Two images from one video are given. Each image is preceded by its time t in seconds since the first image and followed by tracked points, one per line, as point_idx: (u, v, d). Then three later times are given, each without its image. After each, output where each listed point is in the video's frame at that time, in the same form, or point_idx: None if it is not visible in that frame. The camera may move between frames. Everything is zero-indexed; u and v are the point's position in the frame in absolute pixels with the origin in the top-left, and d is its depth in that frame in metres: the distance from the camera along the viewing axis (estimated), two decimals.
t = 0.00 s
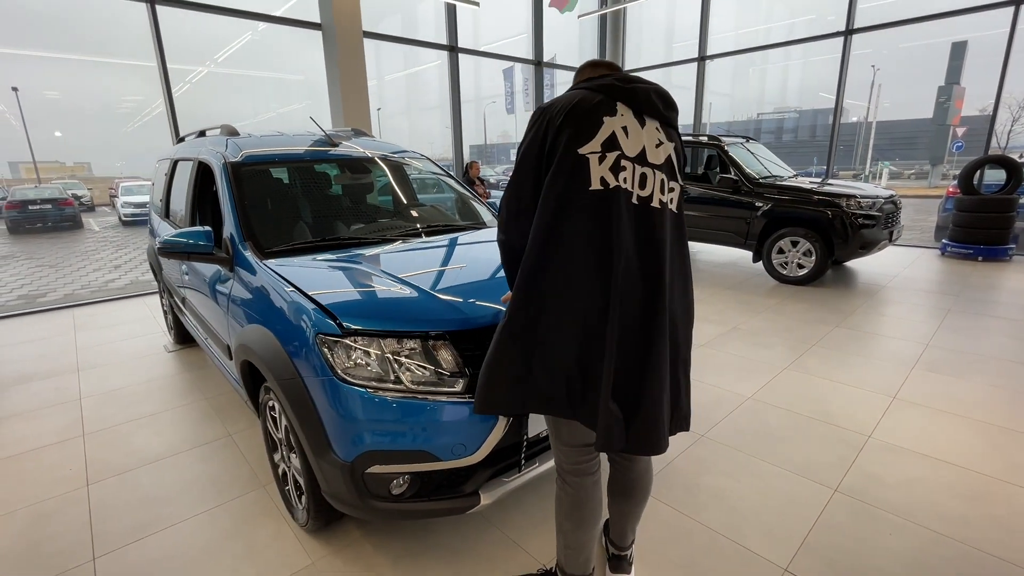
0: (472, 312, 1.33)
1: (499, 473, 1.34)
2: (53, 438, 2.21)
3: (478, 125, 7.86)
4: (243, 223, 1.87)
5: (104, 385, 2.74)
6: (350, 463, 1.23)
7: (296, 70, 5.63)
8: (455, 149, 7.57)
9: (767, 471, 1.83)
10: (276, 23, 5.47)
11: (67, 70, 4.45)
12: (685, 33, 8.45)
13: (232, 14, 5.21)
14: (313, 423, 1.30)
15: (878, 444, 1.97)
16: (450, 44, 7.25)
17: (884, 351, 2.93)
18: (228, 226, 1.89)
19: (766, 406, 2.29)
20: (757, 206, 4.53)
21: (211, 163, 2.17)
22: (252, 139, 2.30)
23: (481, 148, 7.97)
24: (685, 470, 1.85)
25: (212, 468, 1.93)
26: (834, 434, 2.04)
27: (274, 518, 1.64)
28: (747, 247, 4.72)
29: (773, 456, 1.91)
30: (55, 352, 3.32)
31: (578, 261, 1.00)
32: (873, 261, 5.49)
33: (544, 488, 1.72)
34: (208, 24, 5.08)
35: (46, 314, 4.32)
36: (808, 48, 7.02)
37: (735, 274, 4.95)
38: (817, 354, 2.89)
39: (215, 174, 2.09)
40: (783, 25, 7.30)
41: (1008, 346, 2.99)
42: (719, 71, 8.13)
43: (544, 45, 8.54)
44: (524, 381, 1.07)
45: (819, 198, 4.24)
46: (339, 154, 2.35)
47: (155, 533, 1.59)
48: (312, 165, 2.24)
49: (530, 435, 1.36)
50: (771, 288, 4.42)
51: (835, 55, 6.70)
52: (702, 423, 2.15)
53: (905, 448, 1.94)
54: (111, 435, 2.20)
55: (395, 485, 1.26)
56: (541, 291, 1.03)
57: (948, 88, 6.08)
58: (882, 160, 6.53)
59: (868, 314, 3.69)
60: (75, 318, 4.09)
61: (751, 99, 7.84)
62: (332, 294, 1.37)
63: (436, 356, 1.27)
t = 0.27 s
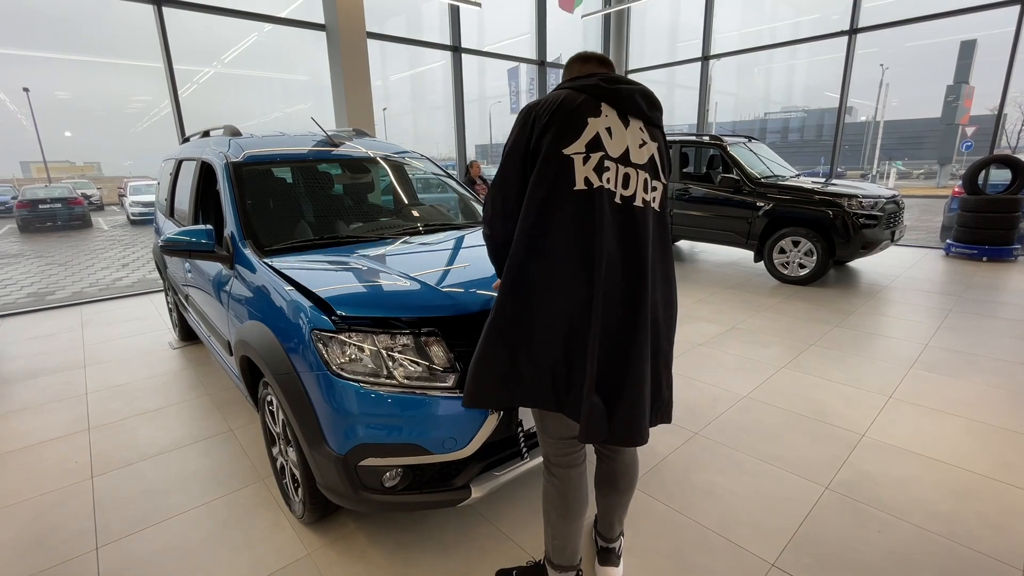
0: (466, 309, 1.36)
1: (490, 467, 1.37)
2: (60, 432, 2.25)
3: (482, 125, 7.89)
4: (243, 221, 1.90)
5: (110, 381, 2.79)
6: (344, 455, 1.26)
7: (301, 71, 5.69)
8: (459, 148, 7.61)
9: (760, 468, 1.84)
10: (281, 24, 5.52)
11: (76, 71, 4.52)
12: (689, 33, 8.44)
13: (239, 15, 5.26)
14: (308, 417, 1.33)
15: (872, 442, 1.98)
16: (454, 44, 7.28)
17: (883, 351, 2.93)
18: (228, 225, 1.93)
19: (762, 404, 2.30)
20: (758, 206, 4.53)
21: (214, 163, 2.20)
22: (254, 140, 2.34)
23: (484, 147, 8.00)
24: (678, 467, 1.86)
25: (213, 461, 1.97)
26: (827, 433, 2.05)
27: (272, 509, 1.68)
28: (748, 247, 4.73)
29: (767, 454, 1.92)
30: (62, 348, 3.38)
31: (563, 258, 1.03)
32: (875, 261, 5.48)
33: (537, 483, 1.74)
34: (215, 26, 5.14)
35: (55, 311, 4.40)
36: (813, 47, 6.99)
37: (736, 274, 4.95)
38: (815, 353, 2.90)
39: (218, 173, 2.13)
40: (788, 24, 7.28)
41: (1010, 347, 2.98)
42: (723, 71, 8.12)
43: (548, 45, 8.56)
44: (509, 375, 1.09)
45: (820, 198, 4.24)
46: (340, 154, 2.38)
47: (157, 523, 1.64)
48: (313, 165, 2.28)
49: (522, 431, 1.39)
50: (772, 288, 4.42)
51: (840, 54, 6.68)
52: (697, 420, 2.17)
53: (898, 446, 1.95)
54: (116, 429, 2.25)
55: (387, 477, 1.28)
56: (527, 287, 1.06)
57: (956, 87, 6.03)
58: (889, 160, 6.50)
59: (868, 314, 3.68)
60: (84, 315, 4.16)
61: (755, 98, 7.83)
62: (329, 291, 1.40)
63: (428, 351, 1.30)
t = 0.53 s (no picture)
0: (463, 307, 1.38)
1: (485, 462, 1.39)
2: (68, 425, 2.30)
3: (487, 125, 7.92)
4: (247, 220, 1.94)
5: (118, 376, 2.84)
6: (341, 449, 1.29)
7: (308, 71, 5.74)
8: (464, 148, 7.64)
9: (755, 466, 1.85)
10: (289, 25, 5.57)
11: (87, 71, 4.59)
12: (695, 32, 8.42)
13: (247, 16, 5.32)
14: (308, 412, 1.36)
15: (868, 441, 1.99)
16: (459, 44, 7.30)
17: (884, 352, 2.92)
18: (233, 223, 1.96)
19: (761, 404, 2.30)
20: (762, 206, 4.53)
21: (219, 163, 2.24)
22: (260, 140, 2.38)
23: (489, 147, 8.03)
24: (673, 464, 1.88)
25: (216, 455, 2.01)
26: (824, 432, 2.06)
27: (273, 502, 1.72)
28: (751, 247, 4.72)
29: (763, 453, 1.93)
30: (72, 344, 3.44)
31: (553, 258, 1.05)
32: (881, 261, 5.45)
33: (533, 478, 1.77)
34: (223, 27, 5.20)
35: (66, 308, 4.48)
36: (820, 46, 6.95)
37: (740, 274, 4.95)
38: (816, 353, 2.90)
39: (223, 173, 2.16)
40: (795, 23, 7.24)
41: (1015, 348, 2.95)
42: (730, 71, 8.10)
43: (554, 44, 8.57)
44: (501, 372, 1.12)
45: (824, 198, 4.23)
46: (344, 154, 2.41)
47: (162, 514, 1.68)
48: (317, 165, 2.31)
49: (515, 427, 1.41)
50: (775, 288, 4.41)
51: (847, 53, 6.64)
52: (695, 418, 2.18)
53: (895, 446, 1.95)
54: (123, 423, 2.29)
55: (384, 471, 1.31)
56: (518, 287, 1.08)
57: (967, 87, 5.97)
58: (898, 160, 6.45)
59: (871, 314, 3.67)
60: (93, 312, 4.23)
61: (762, 98, 7.80)
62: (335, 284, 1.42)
63: (425, 348, 1.33)
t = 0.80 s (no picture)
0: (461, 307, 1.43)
1: (484, 458, 1.41)
2: (77, 419, 2.35)
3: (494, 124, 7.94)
4: (252, 219, 1.96)
5: (126, 372, 2.89)
6: (341, 444, 1.31)
7: (316, 71, 5.79)
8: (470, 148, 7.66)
9: (754, 466, 1.86)
10: (297, 26, 5.63)
11: (100, 71, 4.65)
12: (703, 31, 8.38)
13: (255, 17, 5.38)
14: (309, 408, 1.39)
15: (869, 442, 1.98)
16: (465, 44, 7.32)
17: (889, 353, 2.90)
18: (237, 222, 1.99)
19: (761, 404, 2.30)
20: (767, 206, 4.51)
21: (226, 162, 2.27)
22: (266, 139, 2.40)
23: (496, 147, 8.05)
24: (672, 463, 1.89)
25: (220, 450, 2.04)
26: (825, 432, 2.06)
27: (276, 497, 1.74)
28: (757, 247, 4.70)
29: (761, 452, 1.94)
30: (83, 340, 3.51)
31: (551, 263, 1.07)
32: (889, 262, 5.40)
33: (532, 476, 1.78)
34: (232, 28, 5.26)
35: (77, 305, 4.55)
36: (829, 45, 6.90)
37: (745, 274, 4.93)
38: (819, 353, 2.89)
39: (229, 172, 2.19)
40: (804, 21, 7.19)
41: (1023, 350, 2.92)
42: (737, 70, 8.06)
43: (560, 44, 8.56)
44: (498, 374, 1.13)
45: (830, 198, 4.20)
46: (349, 154, 2.43)
47: (167, 507, 1.71)
48: (322, 165, 2.33)
49: (513, 424, 1.43)
50: (780, 288, 4.39)
51: (856, 53, 6.59)
52: (695, 418, 2.19)
53: (896, 447, 1.95)
54: (130, 418, 2.34)
55: (382, 466, 1.34)
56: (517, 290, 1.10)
57: (980, 85, 5.89)
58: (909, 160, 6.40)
59: (877, 315, 3.65)
60: (103, 309, 4.29)
61: (770, 97, 7.76)
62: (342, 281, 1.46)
63: (424, 345, 1.38)
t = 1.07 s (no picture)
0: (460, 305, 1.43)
1: (481, 455, 1.42)
2: (85, 414, 2.39)
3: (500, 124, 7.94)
4: (255, 217, 1.97)
5: (134, 368, 2.94)
6: (340, 441, 1.32)
7: (324, 71, 5.82)
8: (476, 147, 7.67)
9: (754, 466, 1.85)
10: (304, 26, 5.66)
11: (111, 70, 4.67)
12: (710, 30, 8.33)
13: (264, 17, 5.42)
14: (309, 405, 1.40)
15: (871, 444, 1.97)
16: (471, 43, 7.32)
17: (895, 354, 2.87)
18: (241, 220, 2.01)
19: (763, 405, 2.29)
20: (773, 206, 4.48)
21: (231, 161, 2.30)
22: (271, 138, 2.43)
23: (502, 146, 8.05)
24: (671, 463, 1.88)
25: (224, 445, 2.07)
26: (827, 434, 2.04)
27: (277, 492, 1.76)
28: (762, 247, 4.67)
29: (762, 453, 1.93)
30: (92, 337, 3.56)
31: (573, 269, 1.08)
32: (898, 263, 5.34)
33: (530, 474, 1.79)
34: (240, 28, 5.31)
35: (87, 302, 4.61)
36: (839, 43, 6.83)
37: (751, 274, 4.90)
38: (824, 354, 2.87)
39: (233, 170, 2.21)
40: (814, 19, 7.12)
41: None
42: (745, 69, 8.01)
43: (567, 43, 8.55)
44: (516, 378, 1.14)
45: (836, 198, 4.16)
46: (353, 153, 2.45)
47: (171, 501, 1.74)
48: (326, 164, 2.35)
49: (511, 422, 1.42)
50: (786, 289, 4.36)
51: (866, 51, 6.52)
52: (695, 418, 2.18)
53: (899, 449, 1.93)
54: (136, 413, 2.37)
55: (381, 462, 1.34)
56: (538, 296, 1.10)
57: (994, 84, 5.82)
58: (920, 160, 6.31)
59: (884, 316, 3.61)
60: (112, 306, 4.35)
61: (779, 96, 7.70)
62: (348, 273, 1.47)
63: (422, 344, 1.38)
